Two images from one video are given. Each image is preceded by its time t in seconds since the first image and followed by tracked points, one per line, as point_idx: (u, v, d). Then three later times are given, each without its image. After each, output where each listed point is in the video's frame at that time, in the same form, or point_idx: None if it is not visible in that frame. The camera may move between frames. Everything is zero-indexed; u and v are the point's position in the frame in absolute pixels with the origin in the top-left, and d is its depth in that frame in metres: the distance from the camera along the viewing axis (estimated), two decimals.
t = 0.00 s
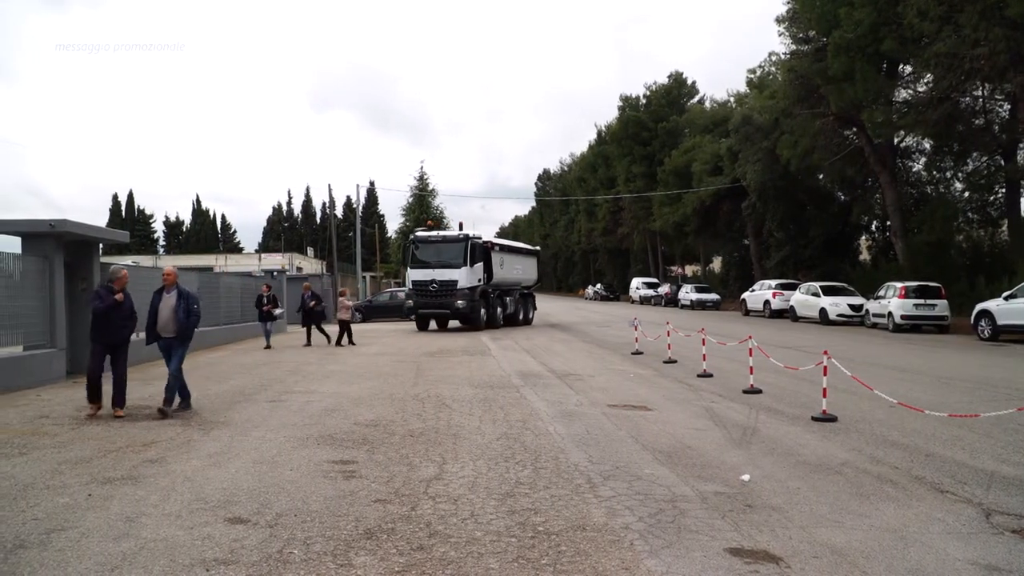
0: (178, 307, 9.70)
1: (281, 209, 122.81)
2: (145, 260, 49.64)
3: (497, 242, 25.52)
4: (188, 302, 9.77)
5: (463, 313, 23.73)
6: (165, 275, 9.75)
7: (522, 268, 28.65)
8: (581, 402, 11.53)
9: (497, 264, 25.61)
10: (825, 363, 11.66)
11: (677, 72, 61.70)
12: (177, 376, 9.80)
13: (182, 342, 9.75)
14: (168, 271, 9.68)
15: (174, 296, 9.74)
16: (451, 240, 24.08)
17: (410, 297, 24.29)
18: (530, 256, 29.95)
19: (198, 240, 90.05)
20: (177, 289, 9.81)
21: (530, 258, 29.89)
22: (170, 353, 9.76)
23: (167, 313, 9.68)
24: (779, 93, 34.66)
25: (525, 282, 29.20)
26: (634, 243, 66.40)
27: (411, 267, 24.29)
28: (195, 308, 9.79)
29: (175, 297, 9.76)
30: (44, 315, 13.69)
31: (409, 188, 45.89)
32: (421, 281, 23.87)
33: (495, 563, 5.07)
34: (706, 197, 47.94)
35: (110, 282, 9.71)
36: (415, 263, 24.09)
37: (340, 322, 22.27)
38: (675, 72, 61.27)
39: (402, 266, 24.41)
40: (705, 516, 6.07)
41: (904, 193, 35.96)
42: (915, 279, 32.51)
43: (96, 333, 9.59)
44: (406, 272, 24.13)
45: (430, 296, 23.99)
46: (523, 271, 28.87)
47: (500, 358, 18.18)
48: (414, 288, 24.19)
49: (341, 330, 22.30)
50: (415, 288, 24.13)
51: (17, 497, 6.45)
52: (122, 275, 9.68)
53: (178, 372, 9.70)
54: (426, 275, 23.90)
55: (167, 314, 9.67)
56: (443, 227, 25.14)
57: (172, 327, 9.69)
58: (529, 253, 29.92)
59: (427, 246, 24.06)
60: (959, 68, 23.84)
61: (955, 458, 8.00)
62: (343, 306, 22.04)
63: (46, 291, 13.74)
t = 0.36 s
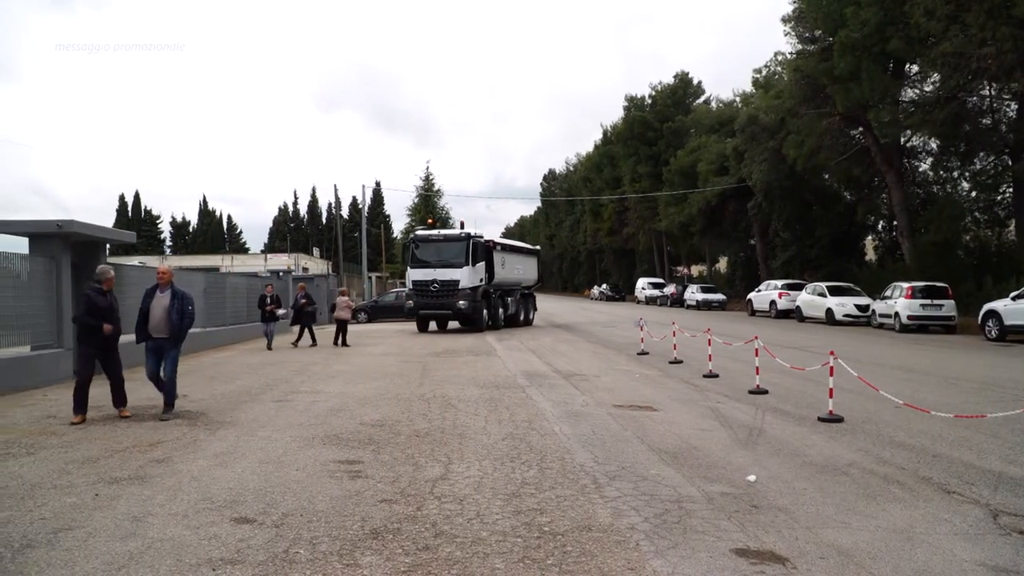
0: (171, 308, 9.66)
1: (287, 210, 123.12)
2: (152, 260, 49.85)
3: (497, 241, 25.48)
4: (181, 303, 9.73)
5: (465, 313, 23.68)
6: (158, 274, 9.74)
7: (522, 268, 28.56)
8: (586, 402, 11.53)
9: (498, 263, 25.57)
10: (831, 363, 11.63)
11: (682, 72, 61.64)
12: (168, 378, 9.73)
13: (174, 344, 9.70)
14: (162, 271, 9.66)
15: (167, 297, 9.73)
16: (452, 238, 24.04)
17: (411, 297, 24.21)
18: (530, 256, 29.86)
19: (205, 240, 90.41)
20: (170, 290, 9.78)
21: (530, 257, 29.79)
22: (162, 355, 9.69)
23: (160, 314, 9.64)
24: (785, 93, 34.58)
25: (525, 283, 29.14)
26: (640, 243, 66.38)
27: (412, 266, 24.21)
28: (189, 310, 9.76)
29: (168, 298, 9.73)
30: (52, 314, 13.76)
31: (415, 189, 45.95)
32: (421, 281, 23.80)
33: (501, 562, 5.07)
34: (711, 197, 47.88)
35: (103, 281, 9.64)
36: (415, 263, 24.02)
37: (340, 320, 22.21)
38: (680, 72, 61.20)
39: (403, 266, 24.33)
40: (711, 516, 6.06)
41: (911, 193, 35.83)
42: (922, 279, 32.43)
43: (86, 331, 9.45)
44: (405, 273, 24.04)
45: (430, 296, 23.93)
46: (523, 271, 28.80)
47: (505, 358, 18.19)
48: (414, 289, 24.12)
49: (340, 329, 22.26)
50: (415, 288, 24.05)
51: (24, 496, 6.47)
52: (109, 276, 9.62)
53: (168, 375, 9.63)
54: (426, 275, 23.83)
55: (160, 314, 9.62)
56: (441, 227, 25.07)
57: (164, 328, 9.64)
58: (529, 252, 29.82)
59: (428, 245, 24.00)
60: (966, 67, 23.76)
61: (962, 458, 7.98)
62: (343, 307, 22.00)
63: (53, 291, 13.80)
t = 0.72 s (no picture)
0: (166, 310, 9.40)
1: (294, 210, 123.43)
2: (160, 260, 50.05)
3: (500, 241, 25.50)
4: (177, 305, 9.47)
5: (469, 313, 23.66)
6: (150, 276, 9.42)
7: (523, 268, 28.51)
8: (592, 402, 11.53)
9: (500, 262, 25.57)
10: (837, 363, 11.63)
11: (688, 72, 61.58)
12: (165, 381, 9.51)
13: (170, 347, 9.46)
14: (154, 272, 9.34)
15: (161, 298, 9.43)
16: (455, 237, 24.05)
17: (414, 298, 24.15)
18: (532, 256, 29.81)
19: (211, 240, 90.74)
20: (163, 291, 9.49)
21: (531, 257, 29.73)
22: (158, 358, 9.44)
23: (155, 316, 9.37)
24: (792, 92, 34.49)
25: (527, 283, 29.13)
26: (646, 243, 66.35)
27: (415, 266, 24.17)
28: (185, 311, 9.51)
29: (162, 300, 9.44)
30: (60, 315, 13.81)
31: (421, 189, 46.00)
32: (425, 281, 23.77)
33: (507, 563, 5.07)
34: (717, 196, 47.79)
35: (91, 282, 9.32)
36: (419, 262, 23.98)
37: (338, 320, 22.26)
38: (686, 72, 61.14)
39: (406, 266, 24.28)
40: (717, 517, 6.05)
41: (918, 193, 35.70)
42: (929, 279, 32.33)
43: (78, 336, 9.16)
44: (409, 273, 24.00)
45: (434, 296, 23.90)
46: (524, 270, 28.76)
47: (511, 358, 18.21)
48: (418, 288, 24.06)
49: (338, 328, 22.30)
50: (419, 289, 24.01)
51: (32, 496, 6.50)
52: (92, 276, 9.35)
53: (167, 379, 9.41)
54: (430, 275, 23.80)
55: (155, 316, 9.36)
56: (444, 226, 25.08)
57: (161, 331, 9.38)
58: (531, 252, 29.78)
59: (432, 244, 24.00)
60: (974, 66, 23.67)
61: (969, 459, 7.94)
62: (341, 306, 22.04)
63: (61, 291, 13.84)
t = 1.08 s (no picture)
0: (153, 307, 9.16)
1: (301, 210, 123.73)
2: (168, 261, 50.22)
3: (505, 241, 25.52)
4: (164, 302, 9.24)
5: (474, 314, 23.66)
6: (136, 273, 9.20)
7: (526, 267, 28.47)
8: (599, 403, 11.52)
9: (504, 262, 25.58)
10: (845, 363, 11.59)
11: (695, 72, 61.56)
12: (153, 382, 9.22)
13: (157, 346, 9.19)
14: (140, 269, 9.13)
15: (149, 296, 9.22)
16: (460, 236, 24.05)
17: (419, 297, 24.10)
18: (534, 255, 29.77)
19: (219, 241, 91.02)
20: (151, 289, 9.27)
21: (534, 257, 29.68)
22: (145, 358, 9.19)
23: (141, 314, 9.10)
24: (799, 92, 34.39)
25: (530, 282, 29.09)
26: (652, 244, 66.29)
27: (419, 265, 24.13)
28: (173, 308, 9.28)
29: (149, 297, 9.21)
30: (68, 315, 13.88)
31: (428, 189, 46.07)
32: (430, 281, 23.74)
33: (514, 563, 5.07)
34: (725, 196, 47.71)
35: (75, 281, 9.04)
36: (423, 262, 23.94)
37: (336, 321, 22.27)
38: (693, 72, 61.13)
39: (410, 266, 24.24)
40: (724, 518, 6.03)
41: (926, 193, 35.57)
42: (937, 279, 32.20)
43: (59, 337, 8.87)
44: (413, 273, 23.95)
45: (439, 296, 23.88)
46: (527, 270, 28.73)
47: (518, 358, 18.22)
48: (422, 288, 24.03)
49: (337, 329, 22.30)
50: (424, 288, 23.98)
51: (41, 495, 6.52)
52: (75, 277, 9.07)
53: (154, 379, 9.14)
54: (435, 275, 23.77)
55: (141, 314, 9.09)
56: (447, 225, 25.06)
57: (147, 329, 9.11)
58: (534, 252, 29.74)
59: (436, 243, 23.97)
60: (983, 65, 23.56)
61: (978, 460, 7.90)
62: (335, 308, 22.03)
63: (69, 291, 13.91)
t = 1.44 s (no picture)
0: (149, 312, 8.94)
1: (308, 210, 124.05)
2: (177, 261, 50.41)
3: (509, 240, 25.51)
4: (161, 308, 9.04)
5: (480, 314, 23.66)
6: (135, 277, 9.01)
7: (530, 267, 28.42)
8: (606, 403, 11.51)
9: (509, 261, 25.55)
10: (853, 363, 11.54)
11: (701, 72, 61.52)
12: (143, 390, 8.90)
13: (149, 353, 8.93)
14: (139, 273, 8.96)
15: (146, 300, 9.01)
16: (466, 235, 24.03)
17: (423, 298, 24.06)
18: (537, 254, 29.71)
19: (227, 241, 91.28)
20: (148, 293, 9.07)
21: (537, 256, 29.61)
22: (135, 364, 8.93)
23: (136, 319, 8.89)
24: (807, 92, 34.28)
25: (533, 282, 29.04)
26: (659, 244, 66.26)
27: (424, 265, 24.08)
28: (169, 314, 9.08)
29: (145, 302, 8.99)
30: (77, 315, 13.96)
31: (435, 189, 46.13)
32: (435, 281, 23.71)
33: (521, 563, 5.07)
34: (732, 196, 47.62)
35: (54, 282, 8.68)
36: (428, 261, 23.90)
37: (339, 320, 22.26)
38: (700, 72, 61.12)
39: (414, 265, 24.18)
40: (732, 518, 6.02)
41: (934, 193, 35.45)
42: (946, 279, 32.06)
43: (46, 338, 8.65)
44: (418, 273, 23.90)
45: (444, 297, 23.86)
46: (530, 269, 28.69)
47: (525, 358, 18.22)
48: (427, 288, 23.99)
49: (340, 329, 22.28)
50: (428, 288, 23.95)
51: (50, 495, 6.55)
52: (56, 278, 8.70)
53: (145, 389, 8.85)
54: (440, 275, 23.74)
55: (138, 318, 8.89)
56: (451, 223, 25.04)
57: (141, 335, 8.88)
58: (537, 251, 29.68)
59: (441, 242, 23.92)
60: (992, 64, 23.43)
61: (987, 461, 7.86)
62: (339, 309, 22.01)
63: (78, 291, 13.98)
